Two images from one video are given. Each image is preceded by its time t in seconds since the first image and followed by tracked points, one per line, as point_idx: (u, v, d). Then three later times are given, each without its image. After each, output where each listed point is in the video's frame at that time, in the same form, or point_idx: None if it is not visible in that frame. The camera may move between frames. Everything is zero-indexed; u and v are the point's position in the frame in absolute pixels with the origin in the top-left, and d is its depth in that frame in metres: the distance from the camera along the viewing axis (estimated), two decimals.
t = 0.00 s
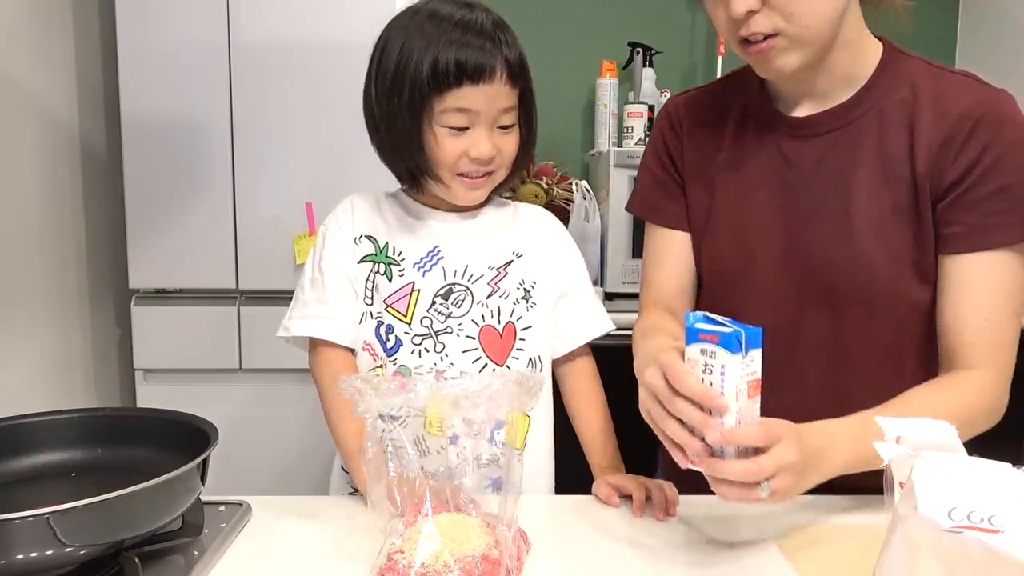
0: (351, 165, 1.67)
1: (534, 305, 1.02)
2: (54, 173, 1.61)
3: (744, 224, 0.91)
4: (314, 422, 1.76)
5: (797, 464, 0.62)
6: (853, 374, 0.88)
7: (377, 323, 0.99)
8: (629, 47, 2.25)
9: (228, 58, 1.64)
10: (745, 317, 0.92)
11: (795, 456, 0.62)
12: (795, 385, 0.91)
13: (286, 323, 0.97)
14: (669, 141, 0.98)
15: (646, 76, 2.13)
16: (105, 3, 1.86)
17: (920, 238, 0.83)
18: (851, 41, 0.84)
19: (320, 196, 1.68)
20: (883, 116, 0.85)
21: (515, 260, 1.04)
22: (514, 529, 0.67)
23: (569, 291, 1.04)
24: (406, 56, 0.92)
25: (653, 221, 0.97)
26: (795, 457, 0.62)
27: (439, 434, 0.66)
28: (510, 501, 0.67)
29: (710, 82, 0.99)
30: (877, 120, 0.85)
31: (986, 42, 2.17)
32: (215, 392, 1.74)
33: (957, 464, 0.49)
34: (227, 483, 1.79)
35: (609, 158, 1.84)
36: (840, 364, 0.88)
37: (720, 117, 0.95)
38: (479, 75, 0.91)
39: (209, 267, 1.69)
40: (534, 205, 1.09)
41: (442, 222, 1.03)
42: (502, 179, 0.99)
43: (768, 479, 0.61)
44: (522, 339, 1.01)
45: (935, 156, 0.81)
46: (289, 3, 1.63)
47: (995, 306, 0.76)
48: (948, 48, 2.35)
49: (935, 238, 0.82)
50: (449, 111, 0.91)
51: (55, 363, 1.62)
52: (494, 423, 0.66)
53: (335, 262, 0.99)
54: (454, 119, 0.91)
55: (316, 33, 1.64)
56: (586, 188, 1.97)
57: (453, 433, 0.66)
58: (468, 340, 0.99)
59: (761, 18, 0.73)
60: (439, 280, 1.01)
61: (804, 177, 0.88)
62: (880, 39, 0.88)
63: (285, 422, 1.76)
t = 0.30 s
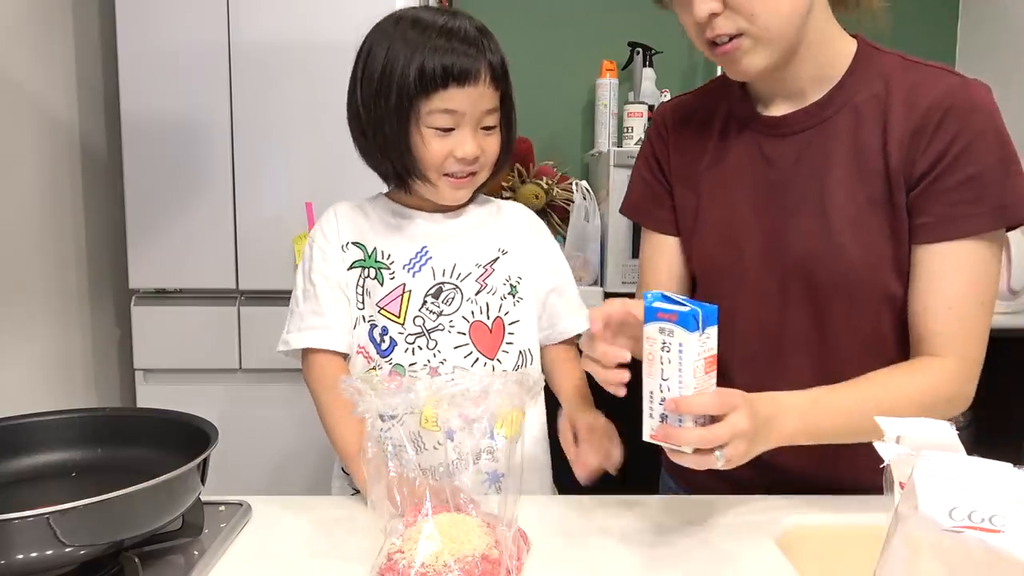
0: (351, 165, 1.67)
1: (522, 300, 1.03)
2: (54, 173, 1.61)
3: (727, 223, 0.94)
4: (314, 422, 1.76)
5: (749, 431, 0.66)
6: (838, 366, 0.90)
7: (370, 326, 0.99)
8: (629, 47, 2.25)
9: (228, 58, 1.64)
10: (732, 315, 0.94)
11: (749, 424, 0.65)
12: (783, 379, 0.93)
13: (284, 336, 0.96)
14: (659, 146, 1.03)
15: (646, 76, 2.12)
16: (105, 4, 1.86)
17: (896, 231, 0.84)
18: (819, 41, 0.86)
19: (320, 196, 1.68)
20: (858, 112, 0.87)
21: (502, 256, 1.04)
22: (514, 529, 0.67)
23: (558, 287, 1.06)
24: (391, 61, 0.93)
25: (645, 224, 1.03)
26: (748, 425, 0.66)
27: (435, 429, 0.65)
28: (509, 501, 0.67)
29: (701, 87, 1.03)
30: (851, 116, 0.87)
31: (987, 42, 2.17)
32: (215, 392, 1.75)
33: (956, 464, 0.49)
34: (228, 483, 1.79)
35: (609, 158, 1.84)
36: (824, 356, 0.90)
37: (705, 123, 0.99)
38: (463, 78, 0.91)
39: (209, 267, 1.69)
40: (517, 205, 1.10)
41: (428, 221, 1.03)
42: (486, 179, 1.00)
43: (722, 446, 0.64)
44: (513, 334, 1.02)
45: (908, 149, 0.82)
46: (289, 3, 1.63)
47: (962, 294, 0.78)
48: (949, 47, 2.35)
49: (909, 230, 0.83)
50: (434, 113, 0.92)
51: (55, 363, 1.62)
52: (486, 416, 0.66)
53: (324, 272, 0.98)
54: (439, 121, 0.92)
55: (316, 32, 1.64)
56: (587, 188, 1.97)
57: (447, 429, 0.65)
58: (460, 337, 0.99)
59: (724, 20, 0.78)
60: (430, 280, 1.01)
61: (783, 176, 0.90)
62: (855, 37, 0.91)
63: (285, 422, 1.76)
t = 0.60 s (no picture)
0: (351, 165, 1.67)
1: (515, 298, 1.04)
2: (54, 173, 1.61)
3: (709, 222, 0.97)
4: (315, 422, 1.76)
5: (715, 419, 0.65)
6: (817, 358, 0.93)
7: (372, 331, 0.99)
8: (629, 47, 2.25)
9: (228, 58, 1.64)
10: (715, 312, 0.97)
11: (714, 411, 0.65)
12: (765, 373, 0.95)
13: (288, 350, 0.95)
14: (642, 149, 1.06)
15: (646, 76, 2.12)
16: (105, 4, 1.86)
17: (868, 225, 0.87)
18: (789, 44, 0.90)
19: (320, 196, 1.68)
20: (829, 111, 0.89)
21: (495, 257, 1.05)
22: (514, 529, 0.67)
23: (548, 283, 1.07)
24: (375, 68, 0.93)
25: (632, 226, 1.06)
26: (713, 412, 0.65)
27: (439, 428, 0.65)
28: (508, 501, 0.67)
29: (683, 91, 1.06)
30: (823, 115, 0.90)
31: (987, 42, 2.17)
32: (215, 392, 1.75)
33: (955, 464, 0.50)
34: (228, 483, 1.79)
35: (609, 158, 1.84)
36: (803, 349, 0.93)
37: (686, 126, 1.01)
38: (446, 84, 0.92)
39: (209, 267, 1.69)
40: (504, 204, 1.12)
41: (422, 224, 1.04)
42: (474, 183, 1.00)
43: (690, 436, 0.63)
44: (508, 331, 1.03)
45: (876, 145, 0.86)
46: (289, 2, 1.63)
47: (929, 286, 0.80)
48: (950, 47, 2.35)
49: (880, 223, 0.86)
50: (418, 120, 0.92)
51: (55, 363, 1.62)
52: (487, 411, 0.66)
53: (323, 282, 0.98)
54: (423, 127, 0.92)
55: (315, 32, 1.64)
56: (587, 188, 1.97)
57: (451, 425, 0.65)
58: (460, 337, 1.00)
59: (690, 31, 0.82)
60: (428, 282, 1.01)
61: (760, 174, 0.93)
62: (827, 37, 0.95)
63: (285, 422, 1.76)
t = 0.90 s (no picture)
0: (351, 165, 1.67)
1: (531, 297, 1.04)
2: (54, 173, 1.61)
3: (697, 223, 0.97)
4: (315, 422, 1.76)
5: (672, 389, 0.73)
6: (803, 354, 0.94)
7: (394, 329, 1.00)
8: (629, 47, 2.25)
9: (228, 58, 1.64)
10: (703, 310, 0.98)
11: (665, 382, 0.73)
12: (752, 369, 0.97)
13: (314, 350, 0.96)
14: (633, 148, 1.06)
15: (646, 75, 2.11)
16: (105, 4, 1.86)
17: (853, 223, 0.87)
18: (773, 43, 0.90)
19: (320, 196, 1.68)
20: (815, 110, 0.90)
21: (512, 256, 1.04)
22: (514, 529, 0.67)
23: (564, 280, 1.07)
24: (384, 72, 0.95)
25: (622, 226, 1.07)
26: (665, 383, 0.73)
27: (460, 423, 0.66)
28: (507, 502, 0.67)
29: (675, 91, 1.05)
30: (809, 114, 0.90)
31: (987, 43, 2.17)
32: (215, 392, 1.75)
33: (955, 464, 0.50)
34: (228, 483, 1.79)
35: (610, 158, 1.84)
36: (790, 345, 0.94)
37: (676, 126, 1.01)
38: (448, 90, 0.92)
39: (209, 267, 1.69)
40: (517, 205, 1.10)
41: (436, 225, 1.04)
42: (483, 188, 0.99)
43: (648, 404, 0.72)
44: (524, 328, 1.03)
45: (860, 145, 0.86)
46: (289, 2, 1.63)
47: (902, 283, 0.81)
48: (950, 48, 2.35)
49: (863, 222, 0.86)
50: (419, 126, 0.92)
51: (55, 363, 1.62)
52: (504, 414, 0.67)
53: (346, 283, 0.99)
54: (423, 133, 0.92)
55: (315, 33, 1.64)
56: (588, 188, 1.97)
57: (473, 423, 0.66)
58: (479, 334, 1.00)
59: (672, 29, 0.82)
60: (448, 281, 1.01)
61: (748, 175, 0.94)
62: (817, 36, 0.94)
63: (285, 422, 1.76)
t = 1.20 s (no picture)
0: (351, 165, 1.67)
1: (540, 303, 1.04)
2: (54, 173, 1.61)
3: (690, 222, 0.97)
4: (315, 422, 1.76)
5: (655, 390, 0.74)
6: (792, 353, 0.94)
7: (403, 329, 1.00)
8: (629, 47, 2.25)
9: (227, 58, 1.64)
10: (697, 308, 0.99)
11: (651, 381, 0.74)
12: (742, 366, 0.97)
13: (328, 347, 0.98)
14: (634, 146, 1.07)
15: (646, 76, 2.11)
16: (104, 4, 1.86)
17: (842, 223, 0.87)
18: (776, 45, 0.90)
19: (320, 196, 1.68)
20: (810, 111, 0.89)
21: (525, 262, 1.04)
22: (514, 529, 0.66)
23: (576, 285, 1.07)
24: (397, 73, 0.95)
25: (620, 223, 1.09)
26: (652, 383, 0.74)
27: (467, 427, 0.66)
28: (506, 502, 0.67)
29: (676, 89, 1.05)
30: (804, 115, 0.90)
31: (986, 43, 2.18)
32: (215, 392, 1.75)
33: (955, 463, 0.50)
34: (228, 484, 1.78)
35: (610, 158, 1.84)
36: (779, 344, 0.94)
37: (675, 124, 1.02)
38: (459, 90, 0.92)
39: (209, 267, 1.69)
40: (535, 213, 1.09)
41: (449, 227, 1.03)
42: (496, 188, 1.00)
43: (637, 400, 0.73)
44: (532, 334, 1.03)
45: (853, 146, 0.86)
46: (288, 2, 1.63)
47: (881, 284, 0.81)
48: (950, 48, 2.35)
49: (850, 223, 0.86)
50: (431, 127, 0.93)
51: (55, 364, 1.62)
52: (511, 411, 0.67)
53: (361, 282, 0.99)
54: (435, 134, 0.93)
55: (315, 33, 1.64)
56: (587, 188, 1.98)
57: (481, 426, 0.66)
58: (487, 338, 1.01)
59: (679, 30, 0.82)
60: (460, 284, 1.01)
61: (741, 175, 0.94)
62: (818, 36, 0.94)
63: (286, 422, 1.76)
